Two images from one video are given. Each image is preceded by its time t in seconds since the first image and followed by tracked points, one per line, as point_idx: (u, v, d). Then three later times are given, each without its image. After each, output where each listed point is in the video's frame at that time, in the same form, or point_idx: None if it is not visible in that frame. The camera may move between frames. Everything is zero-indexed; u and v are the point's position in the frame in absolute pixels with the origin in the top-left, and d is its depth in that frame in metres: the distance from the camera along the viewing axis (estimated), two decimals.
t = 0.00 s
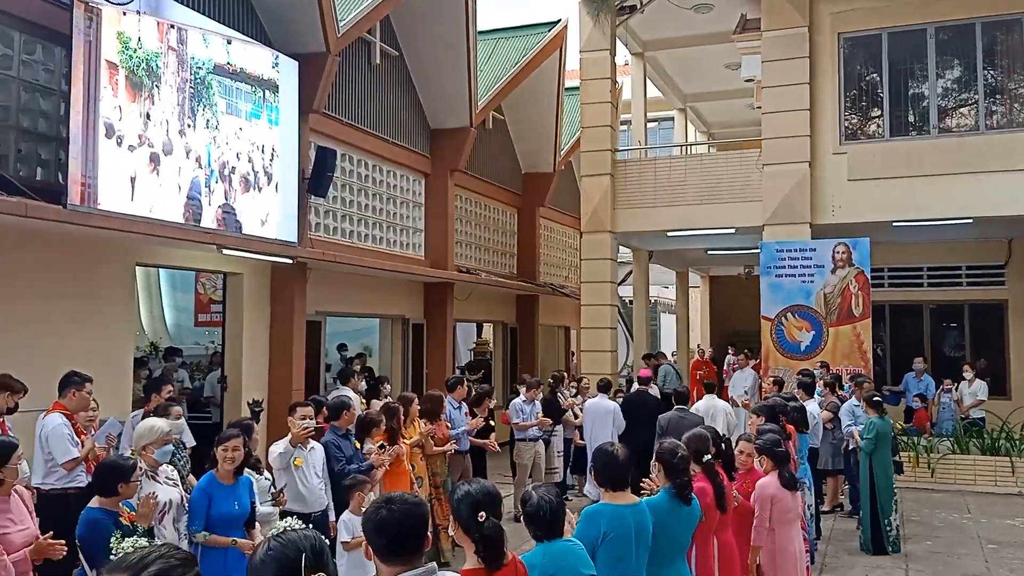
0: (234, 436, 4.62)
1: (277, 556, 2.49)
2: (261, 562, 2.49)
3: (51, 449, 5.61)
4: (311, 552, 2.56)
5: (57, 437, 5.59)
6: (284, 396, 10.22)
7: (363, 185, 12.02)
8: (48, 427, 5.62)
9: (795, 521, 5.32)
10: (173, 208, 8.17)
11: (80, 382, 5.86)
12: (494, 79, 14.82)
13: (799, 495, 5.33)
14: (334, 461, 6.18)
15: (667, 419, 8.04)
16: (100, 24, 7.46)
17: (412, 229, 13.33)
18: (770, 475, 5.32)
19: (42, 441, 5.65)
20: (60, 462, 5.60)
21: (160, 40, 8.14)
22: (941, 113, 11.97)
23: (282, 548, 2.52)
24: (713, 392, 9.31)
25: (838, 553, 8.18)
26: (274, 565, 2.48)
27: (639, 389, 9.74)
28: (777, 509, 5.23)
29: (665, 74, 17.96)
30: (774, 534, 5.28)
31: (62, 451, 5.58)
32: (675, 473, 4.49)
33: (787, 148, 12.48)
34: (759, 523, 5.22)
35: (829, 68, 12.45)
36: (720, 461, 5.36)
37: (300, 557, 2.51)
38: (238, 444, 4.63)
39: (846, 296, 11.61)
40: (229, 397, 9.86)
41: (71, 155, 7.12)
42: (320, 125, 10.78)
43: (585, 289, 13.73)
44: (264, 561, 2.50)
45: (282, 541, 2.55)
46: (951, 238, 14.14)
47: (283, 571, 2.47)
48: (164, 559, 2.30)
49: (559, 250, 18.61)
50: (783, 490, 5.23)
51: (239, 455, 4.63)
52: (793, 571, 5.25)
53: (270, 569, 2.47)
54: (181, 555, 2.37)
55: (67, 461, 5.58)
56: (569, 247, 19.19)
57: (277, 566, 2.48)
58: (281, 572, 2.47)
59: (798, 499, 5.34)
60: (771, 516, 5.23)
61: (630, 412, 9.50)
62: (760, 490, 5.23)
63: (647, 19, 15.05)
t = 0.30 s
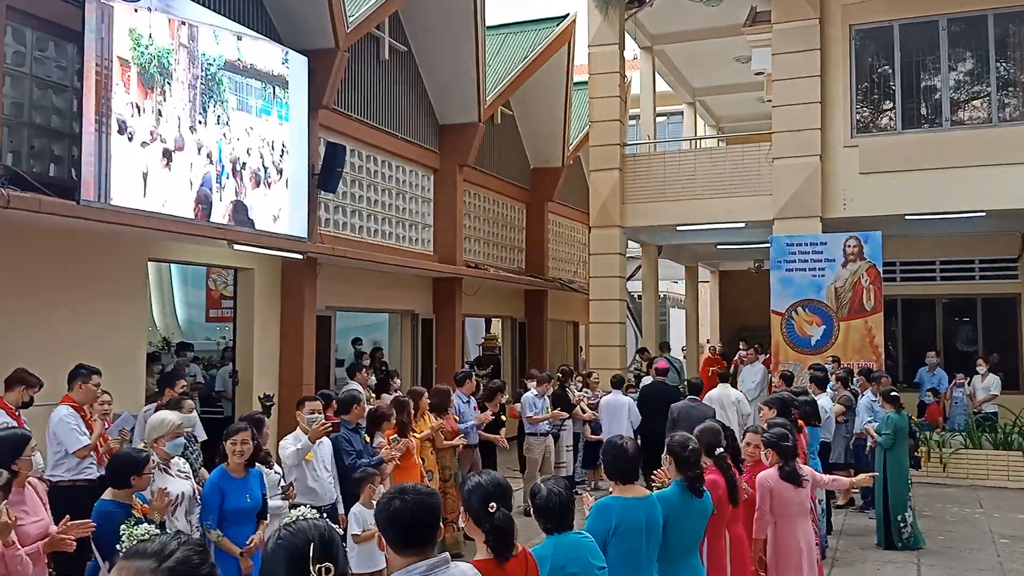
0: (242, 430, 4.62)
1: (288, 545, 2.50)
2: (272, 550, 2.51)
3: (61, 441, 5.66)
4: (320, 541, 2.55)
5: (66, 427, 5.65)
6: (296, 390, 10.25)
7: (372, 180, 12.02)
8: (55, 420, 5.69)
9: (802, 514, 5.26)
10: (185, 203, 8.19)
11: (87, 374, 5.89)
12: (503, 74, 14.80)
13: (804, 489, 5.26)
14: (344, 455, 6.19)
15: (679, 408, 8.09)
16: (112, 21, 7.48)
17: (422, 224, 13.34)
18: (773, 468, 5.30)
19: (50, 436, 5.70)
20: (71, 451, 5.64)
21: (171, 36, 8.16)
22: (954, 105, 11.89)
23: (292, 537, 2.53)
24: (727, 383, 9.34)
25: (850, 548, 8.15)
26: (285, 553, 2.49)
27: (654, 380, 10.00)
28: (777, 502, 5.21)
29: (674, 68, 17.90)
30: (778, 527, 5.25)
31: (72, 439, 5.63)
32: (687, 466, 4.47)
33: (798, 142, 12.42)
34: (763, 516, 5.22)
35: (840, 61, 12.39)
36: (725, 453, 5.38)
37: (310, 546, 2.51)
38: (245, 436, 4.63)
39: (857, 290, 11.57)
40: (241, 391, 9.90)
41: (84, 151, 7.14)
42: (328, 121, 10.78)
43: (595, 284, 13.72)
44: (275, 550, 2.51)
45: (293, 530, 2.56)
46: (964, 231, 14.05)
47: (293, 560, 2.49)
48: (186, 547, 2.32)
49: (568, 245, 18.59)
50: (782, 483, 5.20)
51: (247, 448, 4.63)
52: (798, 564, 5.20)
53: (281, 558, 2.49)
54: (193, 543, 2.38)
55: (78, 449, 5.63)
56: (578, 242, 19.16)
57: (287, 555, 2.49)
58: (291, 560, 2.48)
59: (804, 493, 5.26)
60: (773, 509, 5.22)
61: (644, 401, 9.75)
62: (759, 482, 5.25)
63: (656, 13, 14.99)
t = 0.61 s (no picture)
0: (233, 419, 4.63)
1: (279, 532, 2.50)
2: (266, 538, 2.51)
3: (58, 428, 5.65)
4: (310, 528, 2.53)
5: (63, 415, 5.64)
6: (295, 380, 10.25)
7: (372, 172, 11.99)
8: (51, 408, 5.67)
9: (801, 506, 5.24)
10: (184, 194, 8.17)
11: (82, 364, 5.89)
12: (504, 65, 14.76)
13: (804, 481, 5.24)
14: (342, 446, 6.17)
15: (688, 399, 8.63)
16: (111, 10, 7.44)
17: (422, 217, 13.31)
18: (772, 460, 5.29)
19: (47, 423, 5.69)
20: (68, 439, 5.64)
21: (170, 26, 8.12)
22: (956, 98, 11.85)
23: (283, 524, 2.52)
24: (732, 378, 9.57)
25: (848, 541, 8.15)
26: (277, 540, 2.49)
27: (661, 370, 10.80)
28: (776, 494, 5.20)
29: (675, 60, 17.84)
30: (776, 519, 5.26)
31: (69, 427, 5.63)
32: (685, 457, 4.46)
33: (799, 135, 12.39)
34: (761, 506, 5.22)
35: (842, 54, 12.34)
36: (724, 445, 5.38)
37: (301, 532, 2.50)
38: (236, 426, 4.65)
39: (857, 283, 11.54)
40: (240, 382, 9.90)
41: (83, 141, 7.12)
42: (328, 112, 10.73)
43: (595, 277, 13.70)
44: (268, 537, 2.51)
45: (285, 517, 2.55)
46: (965, 225, 14.02)
47: (285, 546, 2.48)
48: (177, 535, 2.28)
49: (568, 237, 18.57)
50: (781, 476, 5.18)
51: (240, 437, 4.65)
52: (795, 556, 5.21)
53: (273, 545, 2.49)
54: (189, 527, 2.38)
55: (75, 436, 5.63)
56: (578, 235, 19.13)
57: (280, 541, 2.49)
58: (283, 547, 2.48)
59: (804, 486, 5.23)
60: (771, 501, 5.21)
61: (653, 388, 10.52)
62: (757, 473, 5.23)
63: (658, 4, 14.93)
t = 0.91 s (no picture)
0: (208, 416, 4.64)
1: (264, 529, 2.50)
2: (250, 535, 2.50)
3: (46, 425, 5.62)
4: (294, 526, 2.53)
5: (52, 412, 5.62)
6: (287, 377, 10.22)
7: (365, 169, 11.97)
8: (39, 405, 5.64)
9: (794, 504, 5.25)
10: (175, 190, 8.14)
11: (70, 360, 5.86)
12: (498, 63, 14.75)
13: (798, 478, 5.24)
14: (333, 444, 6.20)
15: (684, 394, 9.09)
16: (101, 4, 7.40)
17: (415, 214, 13.30)
18: (768, 458, 5.25)
19: (34, 420, 5.66)
20: (57, 436, 5.62)
21: (161, 21, 8.09)
22: (949, 98, 11.86)
23: (267, 521, 2.52)
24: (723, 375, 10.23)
25: (840, 538, 8.17)
26: (261, 537, 2.49)
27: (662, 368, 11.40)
28: (772, 493, 5.17)
29: (670, 58, 17.85)
30: (771, 517, 5.24)
31: (58, 424, 5.61)
32: (675, 455, 4.45)
33: (793, 133, 12.40)
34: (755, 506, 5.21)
35: (836, 53, 12.36)
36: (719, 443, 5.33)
37: (284, 530, 2.50)
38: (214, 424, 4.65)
39: (850, 282, 11.57)
40: (231, 379, 9.87)
41: (72, 137, 7.08)
42: (321, 109, 10.70)
43: (589, 275, 13.70)
44: (252, 534, 2.51)
45: (269, 514, 2.56)
46: (958, 224, 14.05)
47: (269, 543, 2.48)
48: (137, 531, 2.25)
49: (563, 235, 18.58)
50: (778, 474, 5.15)
51: (219, 434, 4.64)
52: (789, 553, 5.21)
53: (257, 542, 2.48)
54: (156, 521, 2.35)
55: (64, 433, 5.61)
56: (573, 233, 19.14)
57: (265, 538, 2.49)
58: (267, 544, 2.48)
59: (798, 483, 5.24)
60: (767, 500, 5.18)
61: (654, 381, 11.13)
62: (754, 472, 5.19)
63: (653, 3, 14.92)
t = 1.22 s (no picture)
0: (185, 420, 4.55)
1: (258, 528, 2.52)
2: (245, 533, 2.53)
3: (42, 425, 5.61)
4: (289, 523, 2.54)
5: (47, 412, 5.60)
6: (283, 378, 10.22)
7: (362, 169, 11.97)
8: (35, 404, 5.62)
9: (792, 504, 5.28)
10: (171, 189, 8.14)
11: (65, 360, 5.84)
12: (494, 63, 14.76)
13: (796, 478, 5.27)
14: (330, 445, 6.24)
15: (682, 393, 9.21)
16: (98, 4, 7.40)
17: (411, 214, 13.30)
18: (768, 457, 5.25)
19: (30, 419, 5.64)
20: (53, 436, 5.61)
21: (157, 20, 8.08)
22: (943, 99, 11.90)
23: (263, 520, 2.54)
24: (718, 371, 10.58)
25: (834, 538, 8.20)
26: (256, 535, 2.51)
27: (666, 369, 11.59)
28: (774, 493, 5.18)
29: (666, 59, 17.89)
30: (771, 517, 5.24)
31: (53, 424, 5.59)
32: (670, 455, 4.46)
33: (789, 134, 12.43)
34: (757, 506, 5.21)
35: (832, 54, 12.39)
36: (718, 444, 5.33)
37: (280, 527, 2.52)
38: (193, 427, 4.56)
39: (845, 282, 11.59)
40: (227, 379, 9.86)
41: (68, 136, 7.08)
42: (318, 108, 10.70)
43: (585, 275, 13.73)
44: (248, 532, 2.53)
45: (263, 512, 2.57)
46: (952, 225, 14.10)
47: (264, 541, 2.50)
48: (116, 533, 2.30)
49: (559, 235, 18.60)
50: (779, 474, 5.16)
51: (200, 436, 4.56)
52: (788, 552, 5.23)
53: (252, 541, 2.50)
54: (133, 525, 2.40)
55: (60, 433, 5.60)
56: (569, 233, 19.16)
57: (260, 536, 2.51)
58: (262, 542, 2.50)
59: (796, 483, 5.27)
60: (768, 500, 5.18)
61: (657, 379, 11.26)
62: (757, 473, 5.18)
63: (648, 3, 14.95)
